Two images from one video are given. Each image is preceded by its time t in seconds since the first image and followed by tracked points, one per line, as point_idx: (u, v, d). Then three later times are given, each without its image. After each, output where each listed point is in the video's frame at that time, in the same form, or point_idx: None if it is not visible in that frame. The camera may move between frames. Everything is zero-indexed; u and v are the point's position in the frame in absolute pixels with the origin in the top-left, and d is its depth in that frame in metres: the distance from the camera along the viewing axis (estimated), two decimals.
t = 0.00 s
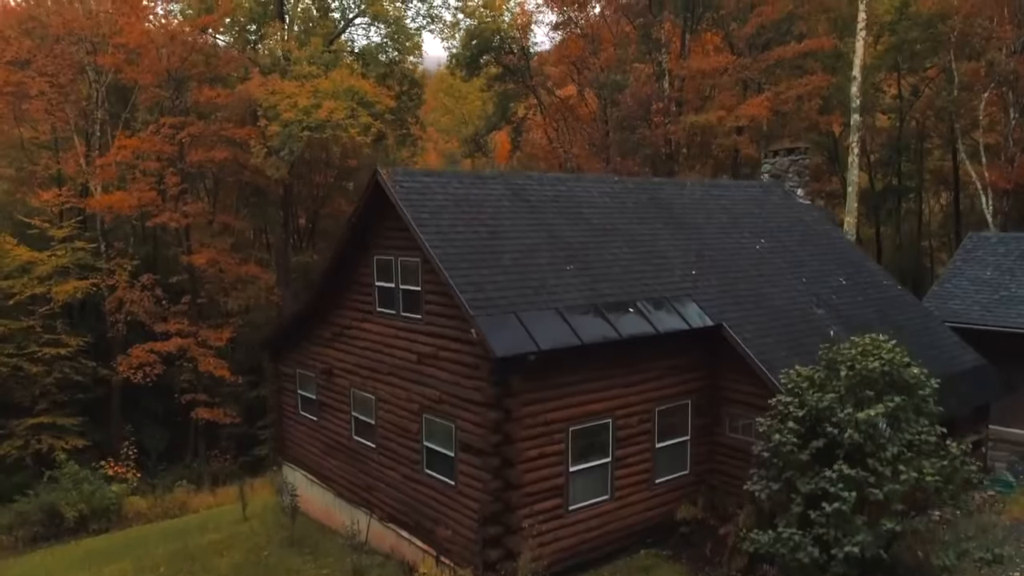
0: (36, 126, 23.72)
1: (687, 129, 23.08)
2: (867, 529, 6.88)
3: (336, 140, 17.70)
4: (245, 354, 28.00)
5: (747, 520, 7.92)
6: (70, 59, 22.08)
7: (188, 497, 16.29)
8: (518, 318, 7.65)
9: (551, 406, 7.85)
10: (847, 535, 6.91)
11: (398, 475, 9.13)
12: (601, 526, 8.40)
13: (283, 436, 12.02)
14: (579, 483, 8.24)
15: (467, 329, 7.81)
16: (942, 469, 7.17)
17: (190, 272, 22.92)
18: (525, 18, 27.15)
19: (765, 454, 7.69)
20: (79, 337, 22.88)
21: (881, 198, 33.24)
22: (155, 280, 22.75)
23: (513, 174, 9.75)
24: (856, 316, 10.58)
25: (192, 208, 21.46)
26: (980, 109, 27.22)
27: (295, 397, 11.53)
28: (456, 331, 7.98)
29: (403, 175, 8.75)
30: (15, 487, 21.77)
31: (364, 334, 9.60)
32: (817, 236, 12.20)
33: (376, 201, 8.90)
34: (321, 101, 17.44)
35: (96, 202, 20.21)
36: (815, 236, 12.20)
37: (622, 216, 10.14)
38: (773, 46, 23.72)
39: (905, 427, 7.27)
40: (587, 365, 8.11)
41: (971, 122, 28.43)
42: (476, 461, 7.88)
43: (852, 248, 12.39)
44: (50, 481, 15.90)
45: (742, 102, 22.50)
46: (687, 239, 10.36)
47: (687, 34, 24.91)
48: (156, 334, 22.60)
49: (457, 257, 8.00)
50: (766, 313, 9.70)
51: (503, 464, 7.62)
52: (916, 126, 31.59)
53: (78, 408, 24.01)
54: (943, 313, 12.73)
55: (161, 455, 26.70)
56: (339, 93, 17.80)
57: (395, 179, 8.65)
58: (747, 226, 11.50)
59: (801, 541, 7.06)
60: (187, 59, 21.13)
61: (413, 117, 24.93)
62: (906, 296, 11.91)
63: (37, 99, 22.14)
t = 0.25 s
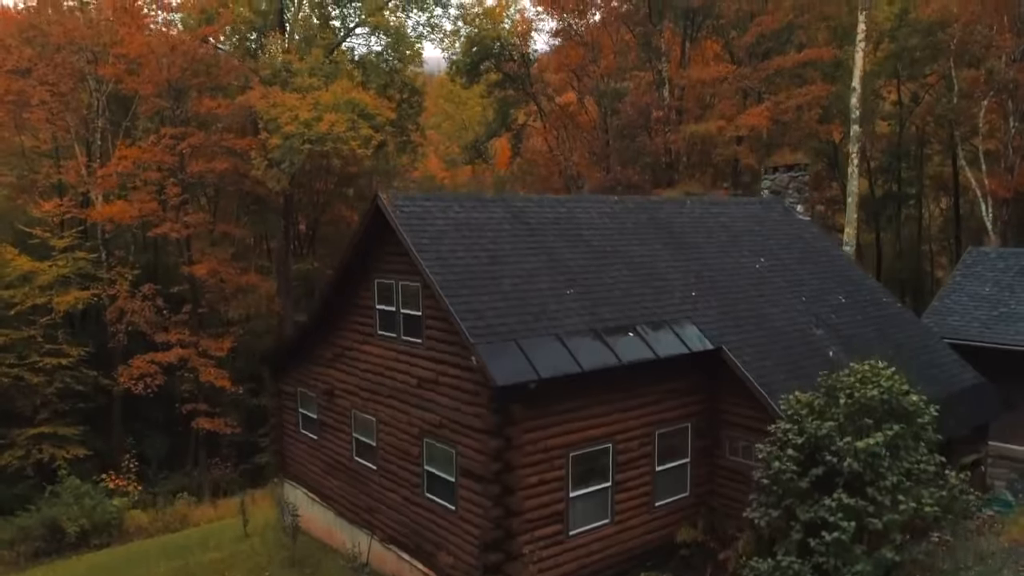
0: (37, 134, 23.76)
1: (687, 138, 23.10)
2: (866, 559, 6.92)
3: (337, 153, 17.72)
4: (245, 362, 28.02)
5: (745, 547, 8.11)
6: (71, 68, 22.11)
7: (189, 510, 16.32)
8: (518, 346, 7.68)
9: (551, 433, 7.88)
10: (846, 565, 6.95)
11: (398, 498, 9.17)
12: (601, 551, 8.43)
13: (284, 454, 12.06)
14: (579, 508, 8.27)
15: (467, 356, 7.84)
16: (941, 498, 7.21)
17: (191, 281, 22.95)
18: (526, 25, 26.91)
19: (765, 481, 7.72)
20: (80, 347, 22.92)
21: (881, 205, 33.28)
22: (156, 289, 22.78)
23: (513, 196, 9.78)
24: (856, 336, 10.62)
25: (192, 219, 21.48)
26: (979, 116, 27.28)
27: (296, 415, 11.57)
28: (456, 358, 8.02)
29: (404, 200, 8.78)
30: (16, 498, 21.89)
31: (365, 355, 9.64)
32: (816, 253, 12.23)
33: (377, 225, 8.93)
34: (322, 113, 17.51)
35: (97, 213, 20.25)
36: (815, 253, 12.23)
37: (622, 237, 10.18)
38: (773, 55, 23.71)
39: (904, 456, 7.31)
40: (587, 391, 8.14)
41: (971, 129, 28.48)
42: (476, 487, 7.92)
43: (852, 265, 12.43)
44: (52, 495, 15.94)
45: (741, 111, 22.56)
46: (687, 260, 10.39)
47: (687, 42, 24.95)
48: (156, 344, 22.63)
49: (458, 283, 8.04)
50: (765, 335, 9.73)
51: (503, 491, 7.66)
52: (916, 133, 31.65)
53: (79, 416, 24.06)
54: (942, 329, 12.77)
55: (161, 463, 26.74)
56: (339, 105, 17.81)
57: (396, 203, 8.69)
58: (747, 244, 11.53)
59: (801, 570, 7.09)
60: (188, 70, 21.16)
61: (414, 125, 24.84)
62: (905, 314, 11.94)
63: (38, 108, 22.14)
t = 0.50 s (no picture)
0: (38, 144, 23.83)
1: (687, 149, 23.15)
2: None
3: (337, 167, 17.77)
4: (246, 371, 28.07)
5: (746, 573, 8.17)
6: (73, 78, 22.17)
7: (190, 525, 16.36)
8: (518, 377, 7.71)
9: (551, 463, 7.91)
10: None
11: (399, 523, 9.21)
12: None
13: (286, 474, 12.12)
14: (579, 536, 8.30)
15: (467, 387, 7.88)
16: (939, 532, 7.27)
17: (191, 292, 22.98)
18: (526, 33, 26.90)
19: (764, 511, 7.76)
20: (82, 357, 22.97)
21: (880, 212, 33.32)
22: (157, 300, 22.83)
23: (513, 221, 9.81)
24: (855, 359, 10.65)
25: (193, 230, 21.53)
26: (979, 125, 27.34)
27: (298, 436, 11.63)
28: (457, 388, 8.06)
29: (405, 227, 8.82)
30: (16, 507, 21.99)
31: (366, 380, 9.69)
32: (816, 274, 12.26)
33: (378, 252, 8.97)
34: (322, 128, 17.60)
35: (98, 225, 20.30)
36: (815, 273, 12.26)
37: (622, 261, 10.21)
38: (773, 66, 23.70)
39: (902, 489, 7.38)
40: (587, 420, 8.17)
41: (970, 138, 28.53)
42: (477, 517, 7.96)
43: (851, 285, 12.47)
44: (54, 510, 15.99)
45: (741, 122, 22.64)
46: (687, 284, 10.43)
47: (687, 52, 24.96)
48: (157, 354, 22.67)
49: (459, 313, 8.08)
50: (765, 360, 9.77)
51: (503, 522, 7.70)
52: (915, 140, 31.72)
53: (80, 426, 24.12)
54: (942, 349, 12.81)
55: (162, 471, 26.80)
56: (339, 119, 17.87)
57: (397, 232, 8.74)
58: (747, 266, 11.57)
59: None
60: (189, 82, 21.21)
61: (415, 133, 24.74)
62: (905, 334, 11.97)
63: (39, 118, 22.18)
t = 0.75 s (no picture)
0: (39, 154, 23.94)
1: (687, 161, 23.24)
2: None
3: (338, 183, 17.83)
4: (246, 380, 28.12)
5: None
6: (75, 89, 22.30)
7: (192, 542, 16.43)
8: (518, 412, 7.75)
9: (552, 496, 7.95)
10: None
11: (400, 552, 9.26)
12: None
13: (288, 495, 12.19)
14: (579, 568, 8.34)
15: (468, 421, 7.93)
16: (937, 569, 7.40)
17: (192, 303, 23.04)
18: (526, 42, 26.98)
19: (764, 545, 7.80)
20: (83, 369, 23.02)
21: (881, 219, 33.32)
22: (158, 312, 22.86)
23: (514, 249, 9.84)
24: (854, 384, 10.70)
25: (194, 243, 21.57)
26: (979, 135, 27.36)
27: (299, 459, 11.69)
28: (457, 421, 8.10)
29: (406, 258, 8.85)
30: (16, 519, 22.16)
31: (367, 408, 9.73)
32: (815, 296, 12.31)
33: (379, 282, 9.00)
34: (324, 143, 17.64)
35: (99, 239, 20.35)
36: (814, 296, 12.31)
37: (622, 288, 10.24)
38: (774, 77, 23.74)
39: (900, 525, 7.52)
40: (587, 453, 8.21)
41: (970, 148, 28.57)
42: (478, 550, 8.01)
43: (851, 307, 12.51)
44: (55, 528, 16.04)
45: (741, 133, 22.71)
46: (687, 310, 10.46)
47: (688, 63, 24.96)
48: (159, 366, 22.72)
49: (460, 347, 8.11)
50: (765, 387, 9.80)
51: (504, 557, 7.75)
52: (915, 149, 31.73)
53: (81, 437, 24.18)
54: (941, 369, 12.87)
55: (163, 481, 26.87)
56: (340, 134, 17.91)
57: (398, 262, 8.78)
58: (746, 289, 11.61)
59: None
60: (189, 96, 21.24)
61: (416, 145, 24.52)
62: (904, 357, 12.02)
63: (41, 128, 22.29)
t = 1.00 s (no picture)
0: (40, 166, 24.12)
1: (687, 174, 23.31)
2: None
3: (339, 200, 17.94)
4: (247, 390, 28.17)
5: None
6: (76, 101, 22.45)
7: (193, 559, 16.49)
8: (519, 448, 7.78)
9: (552, 531, 7.99)
10: None
11: None
12: None
13: (289, 519, 12.25)
14: None
15: (469, 457, 7.96)
16: None
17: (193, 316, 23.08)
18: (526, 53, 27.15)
19: None
20: (84, 382, 23.05)
21: (881, 228, 33.29)
22: (159, 325, 22.89)
23: (514, 279, 9.88)
24: (854, 411, 10.73)
25: (195, 257, 21.60)
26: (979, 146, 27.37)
27: (301, 484, 11.74)
28: (458, 456, 8.14)
29: (406, 291, 8.89)
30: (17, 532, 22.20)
31: (369, 437, 9.78)
32: (815, 319, 12.34)
33: (379, 314, 9.04)
34: (324, 160, 17.73)
35: (100, 253, 20.38)
36: (814, 319, 12.34)
37: (622, 316, 10.27)
38: (773, 89, 23.78)
39: (901, 563, 7.47)
40: (587, 487, 8.24)
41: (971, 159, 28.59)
42: None
43: (851, 329, 12.53)
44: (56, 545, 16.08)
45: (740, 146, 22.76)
46: (687, 337, 10.50)
47: (688, 74, 24.95)
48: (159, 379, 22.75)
49: (461, 382, 8.15)
50: (764, 416, 9.83)
51: None
52: (914, 158, 31.76)
53: (82, 449, 24.23)
54: (940, 392, 12.93)
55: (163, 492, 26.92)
56: (341, 151, 17.99)
57: (399, 296, 8.82)
58: (746, 314, 11.65)
59: None
60: (190, 110, 21.29)
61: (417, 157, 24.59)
62: (903, 380, 12.05)
63: (42, 138, 22.49)
